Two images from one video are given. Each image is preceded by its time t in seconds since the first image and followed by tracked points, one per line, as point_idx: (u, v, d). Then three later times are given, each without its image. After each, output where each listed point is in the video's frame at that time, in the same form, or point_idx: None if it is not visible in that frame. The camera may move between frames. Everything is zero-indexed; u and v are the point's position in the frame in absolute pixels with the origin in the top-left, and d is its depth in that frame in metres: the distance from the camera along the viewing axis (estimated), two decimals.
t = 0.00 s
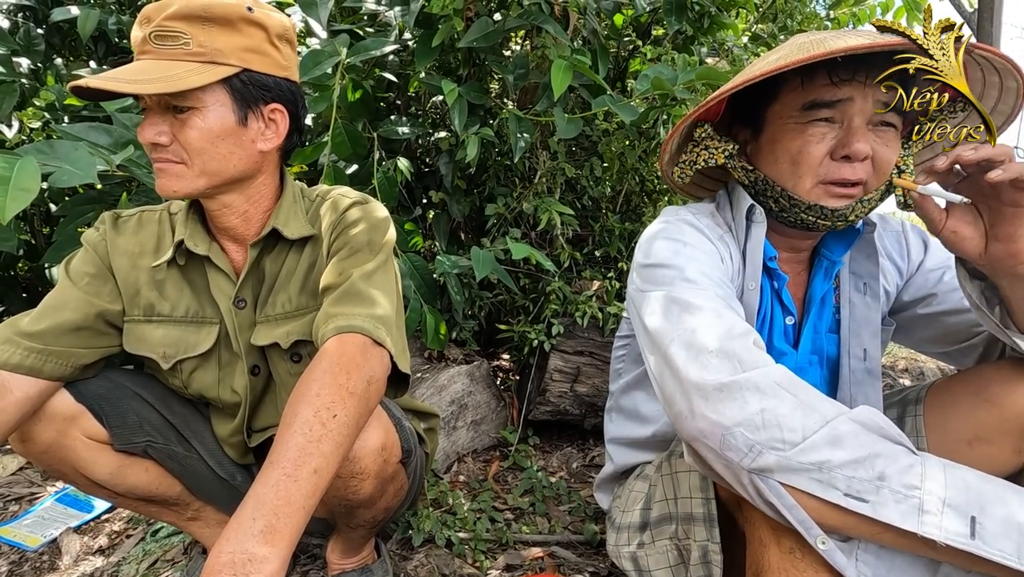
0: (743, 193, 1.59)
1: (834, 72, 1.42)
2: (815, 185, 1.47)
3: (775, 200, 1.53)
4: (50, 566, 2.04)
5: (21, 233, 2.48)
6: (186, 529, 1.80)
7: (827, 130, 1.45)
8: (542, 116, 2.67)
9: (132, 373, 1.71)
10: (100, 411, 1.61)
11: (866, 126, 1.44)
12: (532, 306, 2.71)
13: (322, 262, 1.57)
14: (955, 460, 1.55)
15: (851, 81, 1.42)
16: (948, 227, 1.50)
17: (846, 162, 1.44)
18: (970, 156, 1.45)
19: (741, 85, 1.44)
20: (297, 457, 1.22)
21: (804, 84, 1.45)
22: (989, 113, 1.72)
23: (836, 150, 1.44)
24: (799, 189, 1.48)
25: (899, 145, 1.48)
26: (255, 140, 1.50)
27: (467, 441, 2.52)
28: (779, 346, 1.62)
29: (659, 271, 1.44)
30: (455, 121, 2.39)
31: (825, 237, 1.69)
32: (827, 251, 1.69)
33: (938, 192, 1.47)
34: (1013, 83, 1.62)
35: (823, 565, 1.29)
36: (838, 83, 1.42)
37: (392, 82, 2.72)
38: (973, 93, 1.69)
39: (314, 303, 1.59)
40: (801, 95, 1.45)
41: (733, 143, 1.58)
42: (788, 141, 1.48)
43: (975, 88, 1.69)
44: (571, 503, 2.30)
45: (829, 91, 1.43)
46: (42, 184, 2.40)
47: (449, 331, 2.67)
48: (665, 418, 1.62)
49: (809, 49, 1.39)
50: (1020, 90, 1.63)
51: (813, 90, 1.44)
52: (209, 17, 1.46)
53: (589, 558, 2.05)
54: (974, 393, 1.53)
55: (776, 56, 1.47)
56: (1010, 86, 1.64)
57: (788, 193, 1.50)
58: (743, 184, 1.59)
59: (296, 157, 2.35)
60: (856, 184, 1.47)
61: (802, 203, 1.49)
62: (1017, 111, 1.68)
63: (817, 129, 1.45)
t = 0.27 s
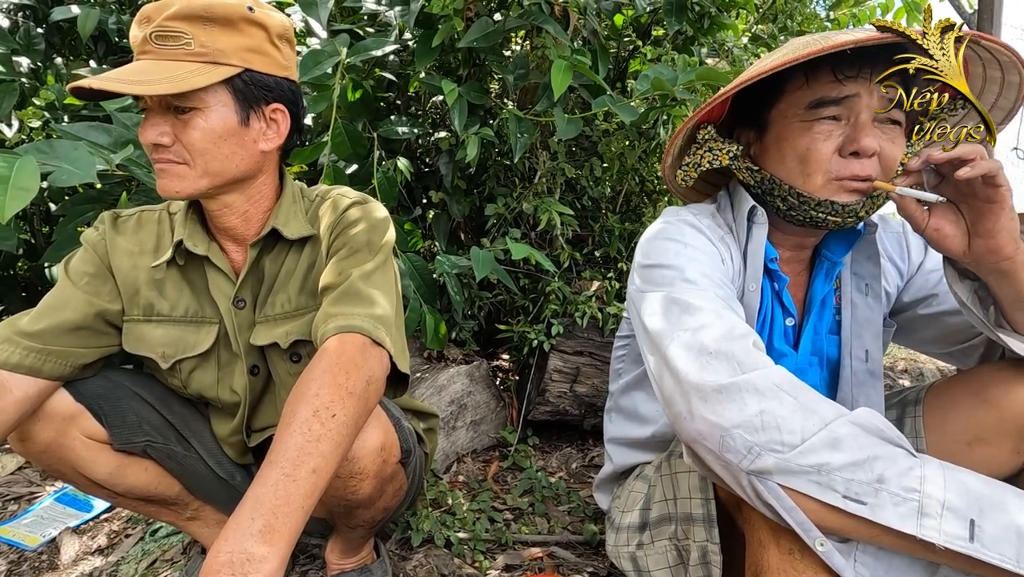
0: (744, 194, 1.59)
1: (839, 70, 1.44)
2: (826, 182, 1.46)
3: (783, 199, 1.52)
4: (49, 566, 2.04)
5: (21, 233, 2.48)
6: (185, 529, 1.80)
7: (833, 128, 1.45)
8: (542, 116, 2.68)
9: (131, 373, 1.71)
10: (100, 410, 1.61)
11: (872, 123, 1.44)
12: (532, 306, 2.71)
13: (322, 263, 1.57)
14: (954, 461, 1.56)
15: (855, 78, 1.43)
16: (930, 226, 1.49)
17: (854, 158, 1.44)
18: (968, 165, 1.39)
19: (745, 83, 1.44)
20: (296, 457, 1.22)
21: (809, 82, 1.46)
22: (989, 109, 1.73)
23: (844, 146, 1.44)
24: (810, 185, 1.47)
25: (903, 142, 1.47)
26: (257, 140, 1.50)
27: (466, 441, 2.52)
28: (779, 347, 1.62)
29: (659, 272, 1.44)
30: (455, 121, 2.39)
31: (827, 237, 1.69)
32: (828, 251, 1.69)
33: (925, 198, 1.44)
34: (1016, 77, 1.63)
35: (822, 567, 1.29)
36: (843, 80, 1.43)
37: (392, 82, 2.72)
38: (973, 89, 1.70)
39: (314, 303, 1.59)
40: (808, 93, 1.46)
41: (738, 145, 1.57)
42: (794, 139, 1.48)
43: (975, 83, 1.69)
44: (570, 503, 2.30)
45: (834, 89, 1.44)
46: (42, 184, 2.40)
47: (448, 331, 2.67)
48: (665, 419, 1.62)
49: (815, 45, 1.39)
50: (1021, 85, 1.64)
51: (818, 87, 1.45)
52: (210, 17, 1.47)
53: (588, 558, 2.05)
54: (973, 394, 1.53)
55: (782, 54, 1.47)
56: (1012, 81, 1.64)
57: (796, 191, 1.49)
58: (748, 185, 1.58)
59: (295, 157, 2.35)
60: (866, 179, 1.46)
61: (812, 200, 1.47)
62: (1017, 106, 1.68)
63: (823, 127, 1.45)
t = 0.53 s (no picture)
0: (745, 194, 1.59)
1: (843, 71, 1.44)
2: (828, 184, 1.47)
3: (786, 200, 1.53)
4: (48, 565, 2.03)
5: (20, 232, 2.48)
6: (183, 529, 1.80)
7: (837, 129, 1.46)
8: (541, 116, 2.67)
9: (130, 372, 1.70)
10: (98, 410, 1.61)
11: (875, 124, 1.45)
12: (532, 306, 2.71)
13: (321, 262, 1.57)
14: (954, 461, 1.55)
15: (859, 80, 1.44)
16: (924, 226, 1.49)
17: (858, 159, 1.44)
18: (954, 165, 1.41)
19: (749, 83, 1.44)
20: (294, 457, 1.22)
21: (814, 83, 1.46)
22: (990, 110, 1.72)
23: (848, 147, 1.44)
24: (814, 187, 1.48)
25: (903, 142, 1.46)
26: (258, 139, 1.50)
27: (465, 441, 2.52)
28: (778, 347, 1.62)
29: (659, 272, 1.44)
30: (454, 121, 2.39)
31: (827, 238, 1.69)
32: (828, 252, 1.68)
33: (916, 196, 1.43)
34: (1018, 80, 1.63)
35: (821, 567, 1.29)
36: (847, 82, 1.44)
37: (392, 82, 2.72)
38: (975, 90, 1.70)
39: (312, 302, 1.59)
40: (813, 94, 1.46)
41: (740, 145, 1.57)
42: (798, 140, 1.48)
43: (976, 85, 1.69)
44: (569, 503, 2.30)
45: (839, 90, 1.44)
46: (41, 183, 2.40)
47: (448, 330, 2.67)
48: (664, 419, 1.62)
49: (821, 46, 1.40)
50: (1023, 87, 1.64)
51: (823, 88, 1.45)
52: (212, 16, 1.46)
53: (587, 558, 2.05)
54: (973, 394, 1.53)
55: (786, 53, 1.48)
56: (1012, 82, 1.65)
57: (799, 193, 1.50)
58: (749, 186, 1.58)
59: (295, 156, 2.35)
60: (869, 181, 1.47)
61: (815, 202, 1.48)
62: (1018, 108, 1.69)
63: (827, 128, 1.46)
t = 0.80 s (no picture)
0: (748, 195, 1.59)
1: (847, 75, 1.43)
2: (832, 187, 1.46)
3: (788, 203, 1.53)
4: (48, 565, 2.03)
5: (20, 232, 2.47)
6: (183, 529, 1.80)
7: (839, 135, 1.45)
8: (542, 116, 2.67)
9: (128, 372, 1.70)
10: (97, 411, 1.61)
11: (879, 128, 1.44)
12: (532, 306, 2.71)
13: (320, 262, 1.57)
14: (955, 462, 1.55)
15: (863, 85, 1.42)
16: (926, 227, 1.49)
17: (860, 163, 1.44)
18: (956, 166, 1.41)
19: (754, 85, 1.44)
20: (291, 458, 1.21)
21: (817, 86, 1.45)
22: (993, 113, 1.72)
23: (851, 151, 1.44)
24: (815, 190, 1.48)
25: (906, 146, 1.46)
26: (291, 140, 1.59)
27: (466, 441, 2.52)
28: (779, 348, 1.62)
29: (661, 273, 1.44)
30: (455, 121, 2.39)
31: (830, 239, 1.69)
32: (831, 253, 1.69)
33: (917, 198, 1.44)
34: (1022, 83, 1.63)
35: (822, 568, 1.29)
36: (850, 86, 1.42)
37: (392, 82, 2.72)
38: (978, 93, 1.70)
39: (311, 303, 1.58)
40: (815, 98, 1.46)
41: (743, 147, 1.56)
42: (800, 143, 1.48)
43: (979, 88, 1.69)
44: (570, 503, 2.30)
45: (842, 94, 1.43)
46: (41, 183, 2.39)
47: (448, 331, 2.67)
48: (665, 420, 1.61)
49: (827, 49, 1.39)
50: None
51: (826, 92, 1.44)
52: (269, 24, 1.52)
53: (587, 559, 2.05)
54: (974, 394, 1.53)
55: (790, 55, 1.47)
56: (1017, 86, 1.64)
57: (801, 195, 1.50)
58: (752, 187, 1.58)
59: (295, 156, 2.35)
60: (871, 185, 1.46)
61: (817, 204, 1.48)
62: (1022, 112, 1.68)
63: (829, 133, 1.45)
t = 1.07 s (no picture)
0: (747, 196, 1.59)
1: (844, 77, 1.43)
2: (828, 190, 1.47)
3: (785, 205, 1.53)
4: (46, 565, 2.03)
5: (19, 231, 2.47)
6: (182, 529, 1.79)
7: (837, 136, 1.45)
8: (541, 116, 2.68)
9: (126, 372, 1.70)
10: (95, 410, 1.61)
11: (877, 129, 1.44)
12: (531, 306, 2.71)
13: (319, 260, 1.57)
14: (954, 463, 1.55)
15: (860, 86, 1.42)
16: (929, 228, 1.48)
17: (858, 165, 1.44)
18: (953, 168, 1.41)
19: (753, 86, 1.44)
20: (286, 460, 1.21)
21: (815, 87, 1.45)
22: (994, 114, 1.72)
23: (849, 152, 1.44)
24: (813, 193, 1.48)
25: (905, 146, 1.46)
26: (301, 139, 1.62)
27: (465, 441, 2.52)
28: (778, 349, 1.62)
29: (659, 273, 1.44)
30: (455, 121, 2.40)
31: (828, 240, 1.69)
32: (829, 254, 1.68)
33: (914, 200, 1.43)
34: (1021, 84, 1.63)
35: (821, 568, 1.29)
36: (847, 87, 1.42)
37: (391, 82, 2.72)
38: (978, 93, 1.70)
39: (310, 301, 1.59)
40: (812, 99, 1.46)
41: (741, 148, 1.57)
42: (798, 145, 1.48)
43: (980, 88, 1.69)
44: (569, 503, 2.30)
45: (839, 96, 1.43)
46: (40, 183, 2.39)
47: (447, 330, 2.67)
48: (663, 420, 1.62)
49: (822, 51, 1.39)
50: None
51: (824, 93, 1.44)
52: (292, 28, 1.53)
53: (586, 559, 2.04)
54: (973, 395, 1.53)
55: (788, 56, 1.47)
56: (1017, 87, 1.64)
57: (799, 198, 1.50)
58: (750, 189, 1.58)
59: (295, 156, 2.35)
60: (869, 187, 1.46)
61: (814, 208, 1.49)
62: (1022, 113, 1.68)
63: (826, 135, 1.46)
